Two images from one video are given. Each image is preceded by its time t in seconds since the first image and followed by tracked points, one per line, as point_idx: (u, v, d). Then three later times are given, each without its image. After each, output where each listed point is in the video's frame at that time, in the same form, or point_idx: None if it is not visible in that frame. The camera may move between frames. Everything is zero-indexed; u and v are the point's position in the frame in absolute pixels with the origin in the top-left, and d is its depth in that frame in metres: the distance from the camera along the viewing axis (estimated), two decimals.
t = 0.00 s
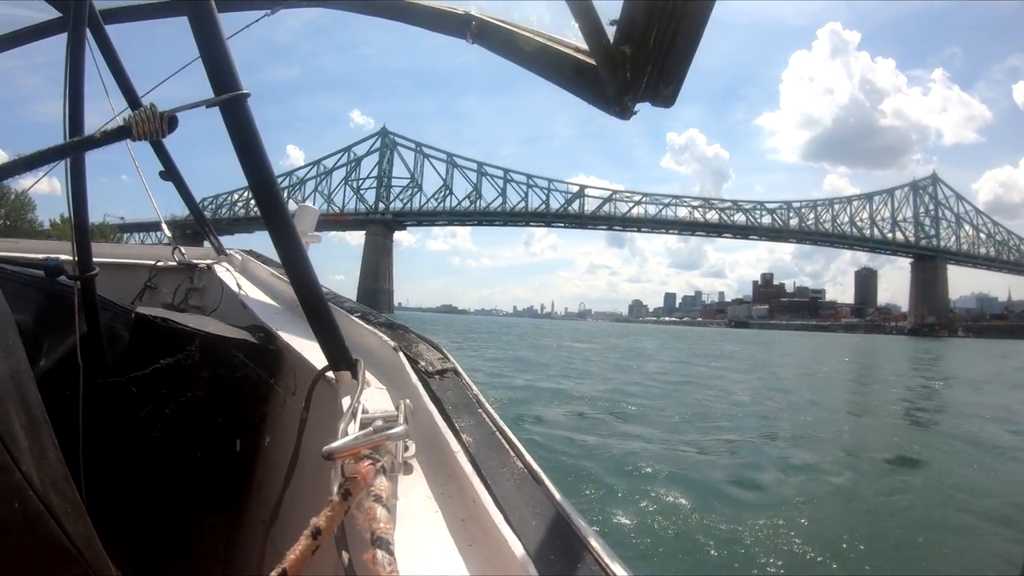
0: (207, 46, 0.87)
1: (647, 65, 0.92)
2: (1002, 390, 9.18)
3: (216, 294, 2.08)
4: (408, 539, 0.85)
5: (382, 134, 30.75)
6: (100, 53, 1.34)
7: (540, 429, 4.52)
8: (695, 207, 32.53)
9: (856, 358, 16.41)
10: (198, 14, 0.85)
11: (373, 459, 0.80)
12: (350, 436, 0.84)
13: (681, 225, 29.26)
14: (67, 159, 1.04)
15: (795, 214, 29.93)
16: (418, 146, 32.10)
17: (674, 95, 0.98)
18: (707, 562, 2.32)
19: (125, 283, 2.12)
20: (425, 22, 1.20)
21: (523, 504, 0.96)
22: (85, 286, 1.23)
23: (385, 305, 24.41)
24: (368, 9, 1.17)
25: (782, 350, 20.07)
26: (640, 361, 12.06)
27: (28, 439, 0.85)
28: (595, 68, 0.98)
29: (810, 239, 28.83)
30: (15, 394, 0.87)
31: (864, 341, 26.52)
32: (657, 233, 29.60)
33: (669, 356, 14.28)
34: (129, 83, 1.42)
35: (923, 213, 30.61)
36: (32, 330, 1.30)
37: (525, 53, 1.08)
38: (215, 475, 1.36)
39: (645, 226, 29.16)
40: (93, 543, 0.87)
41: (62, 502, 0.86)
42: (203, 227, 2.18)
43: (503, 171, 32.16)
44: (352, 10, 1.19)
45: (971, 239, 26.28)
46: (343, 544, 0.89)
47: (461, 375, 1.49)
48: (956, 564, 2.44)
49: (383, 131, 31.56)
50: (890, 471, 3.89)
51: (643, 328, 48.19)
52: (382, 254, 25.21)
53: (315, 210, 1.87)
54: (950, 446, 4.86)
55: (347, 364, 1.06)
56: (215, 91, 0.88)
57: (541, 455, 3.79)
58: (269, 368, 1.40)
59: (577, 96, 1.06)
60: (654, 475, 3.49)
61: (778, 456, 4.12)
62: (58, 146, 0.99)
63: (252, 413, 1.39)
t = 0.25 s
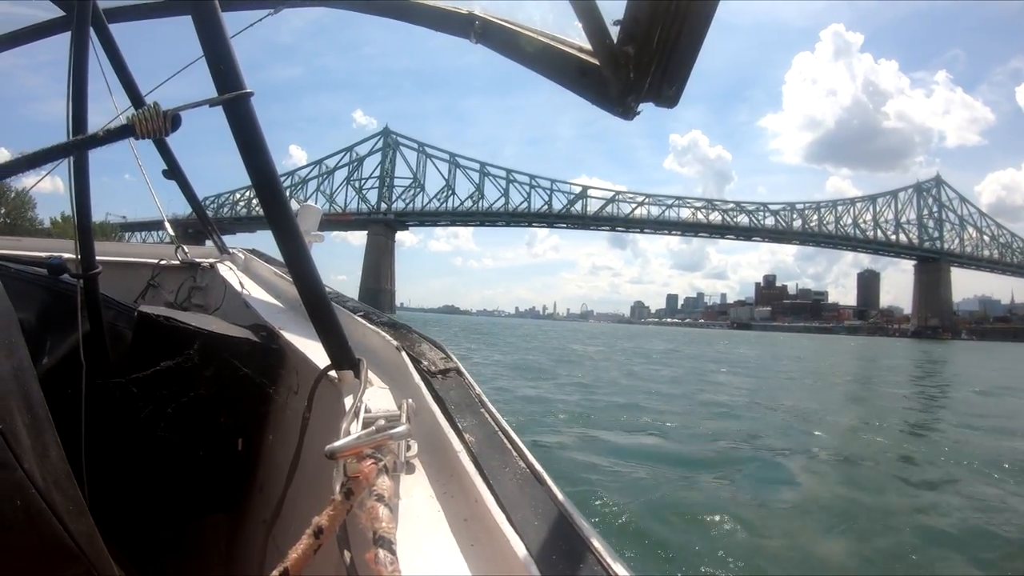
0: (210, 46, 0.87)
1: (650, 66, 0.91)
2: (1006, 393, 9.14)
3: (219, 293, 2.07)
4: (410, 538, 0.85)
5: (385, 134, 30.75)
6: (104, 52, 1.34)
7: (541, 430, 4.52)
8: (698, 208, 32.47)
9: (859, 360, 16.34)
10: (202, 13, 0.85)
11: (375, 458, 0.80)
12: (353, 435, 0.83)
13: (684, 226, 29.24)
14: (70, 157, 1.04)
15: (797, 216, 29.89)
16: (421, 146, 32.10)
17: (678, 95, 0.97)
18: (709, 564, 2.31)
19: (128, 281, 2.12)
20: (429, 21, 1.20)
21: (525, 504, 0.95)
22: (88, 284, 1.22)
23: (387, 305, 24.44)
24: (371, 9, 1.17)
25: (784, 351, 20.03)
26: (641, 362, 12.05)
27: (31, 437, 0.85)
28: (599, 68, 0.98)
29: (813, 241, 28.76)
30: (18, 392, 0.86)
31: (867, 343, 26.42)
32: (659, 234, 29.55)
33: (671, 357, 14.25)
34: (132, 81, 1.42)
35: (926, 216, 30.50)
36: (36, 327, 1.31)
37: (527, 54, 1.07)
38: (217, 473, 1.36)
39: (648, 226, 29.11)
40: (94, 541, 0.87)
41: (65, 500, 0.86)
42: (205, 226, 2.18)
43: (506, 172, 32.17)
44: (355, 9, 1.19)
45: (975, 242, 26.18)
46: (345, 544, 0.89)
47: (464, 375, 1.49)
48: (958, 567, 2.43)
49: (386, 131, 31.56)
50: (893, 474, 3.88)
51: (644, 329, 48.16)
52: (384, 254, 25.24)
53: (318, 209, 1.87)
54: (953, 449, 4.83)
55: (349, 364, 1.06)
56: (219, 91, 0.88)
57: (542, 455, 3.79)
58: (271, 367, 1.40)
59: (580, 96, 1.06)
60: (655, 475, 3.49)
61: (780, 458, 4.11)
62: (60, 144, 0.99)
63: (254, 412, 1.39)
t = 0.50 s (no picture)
0: (210, 44, 0.87)
1: (651, 65, 0.92)
2: (1007, 394, 9.12)
3: (219, 291, 2.07)
4: (408, 537, 0.85)
5: (386, 134, 30.74)
6: (105, 50, 1.35)
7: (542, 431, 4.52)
8: (699, 208, 32.43)
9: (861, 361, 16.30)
10: (202, 13, 0.86)
11: (374, 457, 0.80)
12: (351, 434, 0.83)
13: (684, 226, 29.24)
14: (70, 155, 1.05)
15: (798, 216, 29.89)
16: (421, 146, 32.08)
17: (678, 95, 0.98)
18: (709, 564, 2.31)
19: (129, 280, 2.13)
20: (431, 21, 1.20)
21: (523, 503, 0.95)
22: (88, 282, 1.23)
23: (387, 305, 24.46)
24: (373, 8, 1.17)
25: (785, 352, 20.02)
26: (642, 363, 12.04)
27: (30, 435, 0.85)
28: (600, 68, 0.98)
29: (814, 241, 28.72)
30: (18, 390, 0.87)
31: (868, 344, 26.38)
32: (660, 234, 29.52)
33: (671, 357, 14.25)
34: (134, 80, 1.42)
35: (928, 216, 30.46)
36: (37, 325, 1.30)
37: (527, 53, 1.08)
38: (218, 472, 1.36)
39: (649, 227, 29.09)
40: (94, 539, 0.87)
41: (64, 498, 0.86)
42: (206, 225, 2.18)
43: (506, 172, 32.18)
44: (356, 9, 1.19)
45: (976, 242, 26.13)
46: (343, 542, 0.89)
47: (463, 373, 1.49)
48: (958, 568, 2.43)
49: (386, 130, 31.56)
50: (893, 475, 3.87)
51: (645, 330, 48.15)
52: (385, 254, 25.23)
53: (319, 208, 1.87)
54: (954, 450, 4.82)
55: (349, 362, 1.06)
56: (219, 89, 0.88)
57: (542, 455, 3.80)
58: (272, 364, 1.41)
59: (581, 95, 1.06)
60: (655, 475, 3.49)
61: (781, 459, 4.10)
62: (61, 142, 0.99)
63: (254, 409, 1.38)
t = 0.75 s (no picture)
0: (209, 44, 0.87)
1: (650, 65, 0.92)
2: (1006, 393, 9.14)
3: (218, 291, 2.07)
4: (407, 537, 0.85)
5: (385, 133, 30.70)
6: (105, 49, 1.34)
7: (541, 431, 4.52)
8: (698, 207, 32.41)
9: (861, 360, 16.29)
10: (202, 13, 0.86)
11: (372, 457, 0.80)
12: (350, 433, 0.83)
13: (684, 225, 29.26)
14: (70, 154, 1.05)
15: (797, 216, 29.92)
16: (420, 145, 32.04)
17: (677, 95, 0.98)
18: (709, 563, 2.31)
19: (128, 279, 2.13)
20: (431, 21, 1.20)
21: (522, 503, 0.96)
22: (86, 281, 1.23)
23: (385, 305, 24.45)
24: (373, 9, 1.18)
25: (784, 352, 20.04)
26: (641, 363, 12.05)
27: (30, 434, 0.85)
28: (599, 68, 0.99)
29: (813, 241, 28.71)
30: (17, 389, 0.87)
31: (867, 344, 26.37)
32: (659, 234, 29.50)
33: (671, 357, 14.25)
34: (133, 79, 1.42)
35: (927, 216, 30.46)
36: (35, 325, 1.30)
37: (527, 53, 1.08)
38: (217, 472, 1.37)
39: (648, 226, 29.07)
40: (93, 538, 0.87)
41: (64, 498, 0.86)
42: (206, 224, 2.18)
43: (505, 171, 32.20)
44: (356, 8, 1.19)
45: (975, 242, 26.13)
46: (342, 541, 0.89)
47: (462, 373, 1.50)
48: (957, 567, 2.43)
49: (385, 130, 31.53)
50: (892, 474, 3.88)
51: (644, 329, 48.16)
52: (383, 253, 25.19)
53: (318, 207, 1.87)
54: (954, 450, 4.83)
55: (347, 362, 1.06)
56: (218, 89, 0.88)
57: (542, 455, 3.80)
58: (269, 363, 1.41)
59: (580, 95, 1.07)
60: (654, 475, 3.50)
61: (780, 458, 4.11)
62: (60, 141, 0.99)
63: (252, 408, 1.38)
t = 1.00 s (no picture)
0: (209, 43, 0.87)
1: (650, 66, 0.92)
2: (1005, 393, 9.14)
3: (218, 291, 2.07)
4: (406, 537, 0.85)
5: (383, 133, 30.67)
6: (105, 49, 1.35)
7: (541, 431, 4.52)
8: (697, 207, 32.41)
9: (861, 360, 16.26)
10: (202, 13, 0.86)
11: (372, 457, 0.80)
12: (349, 434, 0.83)
13: (682, 225, 29.28)
14: (69, 154, 1.05)
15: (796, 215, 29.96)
16: (419, 145, 31.99)
17: (677, 95, 0.98)
18: (709, 565, 2.31)
19: (127, 279, 2.13)
20: (430, 21, 1.20)
21: (522, 503, 0.96)
22: (86, 281, 1.23)
23: (384, 305, 24.43)
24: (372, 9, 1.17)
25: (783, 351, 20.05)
26: (640, 363, 12.04)
27: (28, 434, 0.85)
28: (599, 68, 0.99)
29: (812, 240, 28.71)
30: (15, 389, 0.87)
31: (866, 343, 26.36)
32: (658, 233, 29.48)
33: (670, 357, 14.24)
34: (132, 79, 1.42)
35: (926, 215, 30.46)
36: (34, 325, 1.30)
37: (526, 54, 1.08)
38: (216, 472, 1.37)
39: (647, 225, 29.05)
40: (91, 539, 0.87)
41: (63, 499, 0.86)
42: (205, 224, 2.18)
43: (504, 171, 32.18)
44: (355, 8, 1.19)
45: (974, 241, 26.13)
46: (342, 542, 0.89)
47: (462, 373, 1.50)
48: (958, 567, 2.43)
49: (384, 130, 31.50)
50: (892, 474, 3.88)
51: (643, 329, 48.15)
52: (382, 253, 25.15)
53: (317, 207, 1.87)
54: (953, 449, 4.82)
55: (347, 362, 1.06)
56: (218, 89, 0.88)
57: (542, 455, 3.80)
58: (269, 363, 1.41)
59: (580, 95, 1.07)
60: (653, 475, 3.50)
61: (779, 458, 4.11)
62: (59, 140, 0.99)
63: (250, 407, 1.39)
